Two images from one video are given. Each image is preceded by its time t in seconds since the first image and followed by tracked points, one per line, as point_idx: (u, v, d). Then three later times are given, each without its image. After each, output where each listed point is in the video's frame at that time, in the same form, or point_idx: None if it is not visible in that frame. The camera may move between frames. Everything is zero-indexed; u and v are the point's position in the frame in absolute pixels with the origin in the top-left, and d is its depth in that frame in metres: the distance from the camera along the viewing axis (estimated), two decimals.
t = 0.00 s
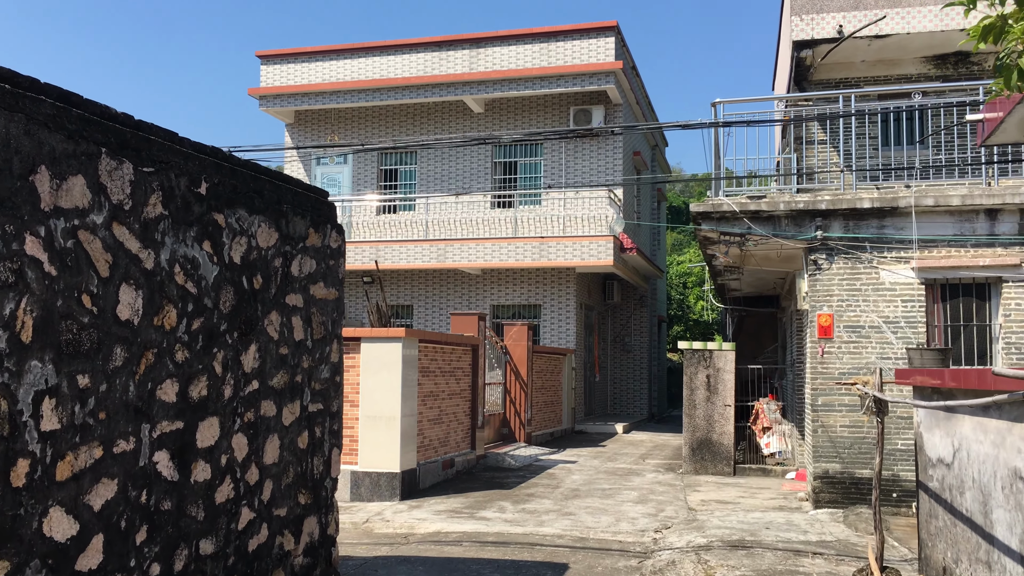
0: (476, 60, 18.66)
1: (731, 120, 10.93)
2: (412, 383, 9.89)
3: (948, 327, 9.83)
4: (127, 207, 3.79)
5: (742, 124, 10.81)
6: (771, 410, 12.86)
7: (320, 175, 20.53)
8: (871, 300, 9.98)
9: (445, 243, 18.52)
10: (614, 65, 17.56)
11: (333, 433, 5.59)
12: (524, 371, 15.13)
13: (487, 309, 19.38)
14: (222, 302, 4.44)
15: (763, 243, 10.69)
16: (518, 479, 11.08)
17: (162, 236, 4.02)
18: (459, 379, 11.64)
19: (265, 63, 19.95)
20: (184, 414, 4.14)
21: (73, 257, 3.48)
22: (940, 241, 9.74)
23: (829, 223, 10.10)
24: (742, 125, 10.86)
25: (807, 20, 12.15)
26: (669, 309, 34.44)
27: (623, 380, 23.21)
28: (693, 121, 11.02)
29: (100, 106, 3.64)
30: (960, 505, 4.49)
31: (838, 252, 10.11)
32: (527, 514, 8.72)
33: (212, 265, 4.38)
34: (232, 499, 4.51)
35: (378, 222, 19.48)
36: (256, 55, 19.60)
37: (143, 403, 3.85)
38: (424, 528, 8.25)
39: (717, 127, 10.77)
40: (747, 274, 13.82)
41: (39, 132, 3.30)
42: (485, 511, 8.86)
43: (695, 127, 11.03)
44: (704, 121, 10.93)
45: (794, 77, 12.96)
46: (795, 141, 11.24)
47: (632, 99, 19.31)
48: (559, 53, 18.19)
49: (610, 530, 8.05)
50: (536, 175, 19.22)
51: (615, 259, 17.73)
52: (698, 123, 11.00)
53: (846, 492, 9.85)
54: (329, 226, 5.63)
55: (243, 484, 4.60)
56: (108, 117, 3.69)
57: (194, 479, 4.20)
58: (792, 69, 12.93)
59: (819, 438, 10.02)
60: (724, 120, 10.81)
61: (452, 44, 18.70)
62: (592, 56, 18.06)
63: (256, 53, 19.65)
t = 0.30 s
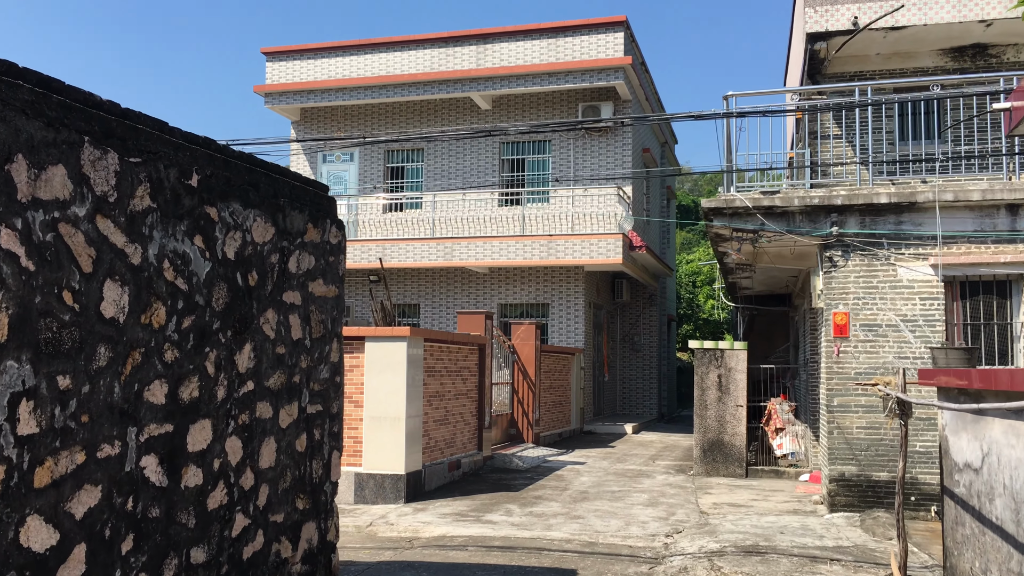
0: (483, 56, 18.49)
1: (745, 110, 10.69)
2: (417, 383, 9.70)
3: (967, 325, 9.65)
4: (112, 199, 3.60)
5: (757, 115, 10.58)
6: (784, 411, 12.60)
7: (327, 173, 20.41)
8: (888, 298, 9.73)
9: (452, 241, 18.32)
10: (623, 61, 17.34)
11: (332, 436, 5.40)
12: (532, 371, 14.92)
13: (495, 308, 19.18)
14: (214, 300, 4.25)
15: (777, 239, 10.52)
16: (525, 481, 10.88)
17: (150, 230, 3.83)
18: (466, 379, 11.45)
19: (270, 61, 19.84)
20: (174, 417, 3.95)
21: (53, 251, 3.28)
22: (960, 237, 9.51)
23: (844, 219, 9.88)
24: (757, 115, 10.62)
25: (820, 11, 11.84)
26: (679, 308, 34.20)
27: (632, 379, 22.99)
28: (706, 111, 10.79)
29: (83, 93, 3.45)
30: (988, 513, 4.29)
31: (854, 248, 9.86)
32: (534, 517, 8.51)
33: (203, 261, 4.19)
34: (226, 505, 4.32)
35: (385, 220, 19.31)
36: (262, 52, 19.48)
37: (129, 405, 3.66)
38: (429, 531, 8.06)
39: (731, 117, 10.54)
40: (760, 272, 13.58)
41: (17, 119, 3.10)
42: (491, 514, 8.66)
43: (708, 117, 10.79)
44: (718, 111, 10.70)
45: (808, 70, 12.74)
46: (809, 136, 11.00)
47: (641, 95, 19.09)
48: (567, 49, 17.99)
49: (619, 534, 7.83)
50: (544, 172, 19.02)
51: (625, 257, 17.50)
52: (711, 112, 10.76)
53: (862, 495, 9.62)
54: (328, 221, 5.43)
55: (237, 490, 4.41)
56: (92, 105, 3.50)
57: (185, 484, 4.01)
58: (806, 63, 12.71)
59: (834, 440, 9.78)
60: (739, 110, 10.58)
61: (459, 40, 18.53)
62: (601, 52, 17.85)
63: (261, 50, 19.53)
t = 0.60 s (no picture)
0: (487, 52, 18.30)
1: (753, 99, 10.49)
2: (419, 382, 9.53)
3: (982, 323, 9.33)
4: (89, 188, 3.42)
5: (766, 103, 10.37)
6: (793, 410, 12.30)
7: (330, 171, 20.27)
8: (900, 294, 9.53)
9: (456, 240, 18.14)
10: (628, 57, 17.13)
11: (327, 437, 5.21)
12: (537, 370, 14.74)
13: (500, 308, 19.01)
14: (200, 295, 4.07)
15: (786, 235, 10.32)
16: (530, 482, 10.70)
17: (130, 222, 3.65)
18: (469, 379, 11.26)
19: (272, 58, 19.71)
20: (157, 418, 3.77)
21: (24, 242, 3.10)
22: (975, 232, 9.31)
23: (855, 214, 9.68)
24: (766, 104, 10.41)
25: (829, 2, 11.60)
26: (685, 307, 34.01)
27: (638, 379, 22.79)
28: (713, 101, 10.58)
29: (58, 77, 3.27)
30: (1011, 516, 4.10)
31: (865, 244, 9.68)
32: (538, 520, 8.32)
33: (189, 255, 4.01)
34: (213, 509, 4.14)
35: (389, 219, 19.18)
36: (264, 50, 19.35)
37: (108, 405, 3.49)
38: (430, 534, 7.87)
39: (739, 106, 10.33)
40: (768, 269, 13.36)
41: None
42: (494, 517, 8.47)
43: (715, 106, 10.59)
44: (725, 101, 10.49)
45: (817, 63, 12.51)
46: (818, 130, 10.78)
47: (647, 92, 18.89)
48: (572, 45, 17.80)
49: (625, 537, 7.64)
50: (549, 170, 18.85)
51: (631, 255, 17.30)
52: (719, 102, 10.55)
53: (874, 496, 9.41)
54: (323, 215, 5.25)
55: (226, 494, 4.24)
56: (68, 89, 3.32)
57: (168, 488, 3.83)
58: (815, 56, 12.49)
59: (845, 440, 9.57)
60: (747, 99, 10.37)
61: (463, 37, 18.36)
62: (606, 48, 17.65)
63: (263, 48, 19.40)
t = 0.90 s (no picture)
0: (489, 51, 18.13)
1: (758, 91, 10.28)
2: (417, 384, 9.34)
3: (994, 323, 9.14)
4: (54, 182, 3.23)
5: (771, 95, 10.16)
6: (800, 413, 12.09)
7: (330, 172, 20.04)
8: (910, 294, 9.30)
9: (458, 240, 17.95)
10: (632, 55, 16.91)
11: (315, 443, 5.02)
12: (539, 372, 14.53)
13: (502, 309, 18.82)
14: (177, 295, 3.87)
15: (792, 233, 10.12)
16: (531, 487, 10.50)
17: (100, 217, 3.46)
18: (469, 381, 11.07)
19: (273, 58, 19.59)
20: (130, 424, 3.58)
21: None
22: (987, 230, 9.10)
23: (863, 212, 9.48)
24: (771, 96, 10.20)
25: None
26: (691, 308, 33.79)
27: (643, 382, 22.57)
28: (716, 92, 10.38)
29: (21, 64, 3.07)
30: None
31: (874, 242, 9.46)
32: (538, 526, 8.12)
33: (165, 253, 3.82)
34: (191, 519, 3.95)
35: (390, 219, 19.07)
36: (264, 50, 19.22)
37: (74, 411, 3.29)
38: (427, 541, 7.67)
39: (743, 97, 10.14)
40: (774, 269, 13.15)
41: None
42: (493, 523, 8.27)
43: (718, 98, 10.39)
44: (729, 92, 10.29)
45: (823, 58, 12.29)
46: (824, 127, 10.59)
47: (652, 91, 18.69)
48: (574, 43, 17.62)
49: (627, 544, 7.43)
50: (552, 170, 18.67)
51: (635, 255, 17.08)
52: (722, 94, 10.35)
53: (884, 502, 9.20)
54: (311, 212, 5.05)
55: (205, 504, 4.05)
56: (32, 78, 3.12)
57: (142, 498, 3.64)
58: (821, 51, 12.28)
59: (854, 444, 9.35)
60: (751, 91, 10.17)
61: (465, 35, 18.19)
62: (609, 46, 17.45)
63: (264, 47, 19.27)
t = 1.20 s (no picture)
0: (492, 49, 17.97)
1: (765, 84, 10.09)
2: (417, 387, 9.17)
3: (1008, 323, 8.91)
4: (22, 176, 3.05)
5: (779, 88, 9.96)
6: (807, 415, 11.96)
7: (333, 172, 19.97)
8: (921, 294, 9.11)
9: (461, 241, 17.79)
10: (637, 53, 16.73)
11: (307, 448, 4.85)
12: (543, 374, 14.35)
13: (506, 310, 18.65)
14: (157, 296, 3.70)
15: (800, 232, 9.93)
16: (533, 491, 10.32)
17: (73, 214, 3.28)
18: (471, 384, 10.90)
19: (275, 58, 19.49)
20: (106, 431, 3.42)
21: None
22: (1000, 228, 8.89)
23: (873, 210, 9.27)
24: (779, 88, 10.01)
25: None
26: (697, 309, 33.63)
27: (648, 383, 22.37)
28: (722, 85, 10.20)
29: None
30: None
31: (884, 242, 9.26)
32: (540, 532, 7.94)
33: (144, 252, 3.65)
34: (172, 530, 3.78)
35: (393, 220, 18.93)
36: (266, 49, 19.11)
37: (44, 418, 3.12)
38: (426, 548, 7.50)
39: (749, 91, 9.95)
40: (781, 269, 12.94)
41: None
42: (494, 529, 8.09)
43: (724, 91, 10.21)
44: (734, 85, 10.10)
45: (831, 55, 12.09)
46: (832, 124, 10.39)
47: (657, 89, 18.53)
48: (578, 41, 17.46)
49: (631, 551, 7.24)
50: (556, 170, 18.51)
51: (639, 255, 16.89)
52: (727, 87, 10.17)
53: (895, 508, 9.00)
54: (301, 210, 4.88)
55: (188, 514, 3.88)
56: None
57: (118, 509, 3.47)
58: (829, 48, 12.07)
59: (864, 448, 9.15)
60: (757, 84, 9.98)
61: (468, 34, 18.04)
62: (614, 44, 17.27)
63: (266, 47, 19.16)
